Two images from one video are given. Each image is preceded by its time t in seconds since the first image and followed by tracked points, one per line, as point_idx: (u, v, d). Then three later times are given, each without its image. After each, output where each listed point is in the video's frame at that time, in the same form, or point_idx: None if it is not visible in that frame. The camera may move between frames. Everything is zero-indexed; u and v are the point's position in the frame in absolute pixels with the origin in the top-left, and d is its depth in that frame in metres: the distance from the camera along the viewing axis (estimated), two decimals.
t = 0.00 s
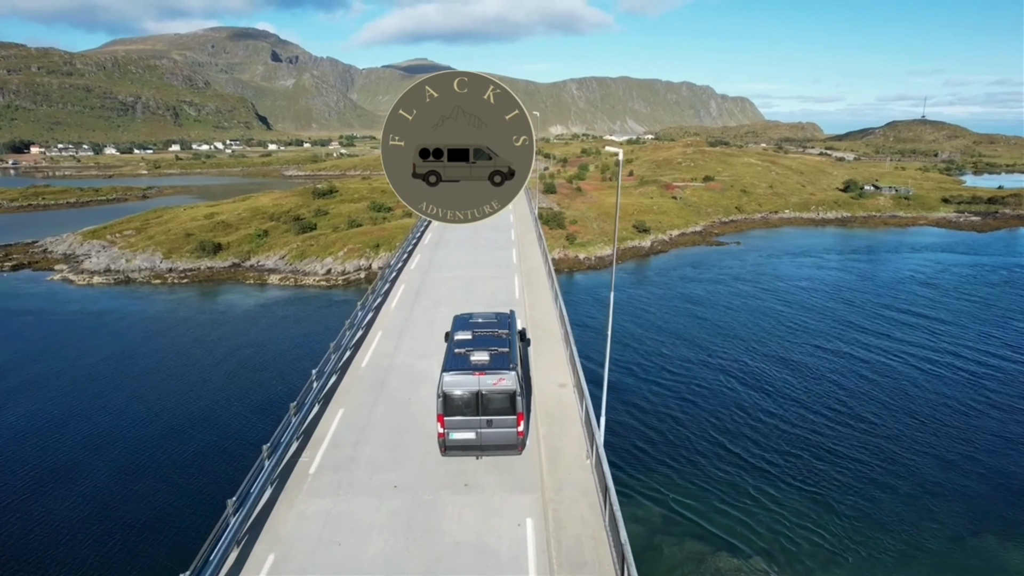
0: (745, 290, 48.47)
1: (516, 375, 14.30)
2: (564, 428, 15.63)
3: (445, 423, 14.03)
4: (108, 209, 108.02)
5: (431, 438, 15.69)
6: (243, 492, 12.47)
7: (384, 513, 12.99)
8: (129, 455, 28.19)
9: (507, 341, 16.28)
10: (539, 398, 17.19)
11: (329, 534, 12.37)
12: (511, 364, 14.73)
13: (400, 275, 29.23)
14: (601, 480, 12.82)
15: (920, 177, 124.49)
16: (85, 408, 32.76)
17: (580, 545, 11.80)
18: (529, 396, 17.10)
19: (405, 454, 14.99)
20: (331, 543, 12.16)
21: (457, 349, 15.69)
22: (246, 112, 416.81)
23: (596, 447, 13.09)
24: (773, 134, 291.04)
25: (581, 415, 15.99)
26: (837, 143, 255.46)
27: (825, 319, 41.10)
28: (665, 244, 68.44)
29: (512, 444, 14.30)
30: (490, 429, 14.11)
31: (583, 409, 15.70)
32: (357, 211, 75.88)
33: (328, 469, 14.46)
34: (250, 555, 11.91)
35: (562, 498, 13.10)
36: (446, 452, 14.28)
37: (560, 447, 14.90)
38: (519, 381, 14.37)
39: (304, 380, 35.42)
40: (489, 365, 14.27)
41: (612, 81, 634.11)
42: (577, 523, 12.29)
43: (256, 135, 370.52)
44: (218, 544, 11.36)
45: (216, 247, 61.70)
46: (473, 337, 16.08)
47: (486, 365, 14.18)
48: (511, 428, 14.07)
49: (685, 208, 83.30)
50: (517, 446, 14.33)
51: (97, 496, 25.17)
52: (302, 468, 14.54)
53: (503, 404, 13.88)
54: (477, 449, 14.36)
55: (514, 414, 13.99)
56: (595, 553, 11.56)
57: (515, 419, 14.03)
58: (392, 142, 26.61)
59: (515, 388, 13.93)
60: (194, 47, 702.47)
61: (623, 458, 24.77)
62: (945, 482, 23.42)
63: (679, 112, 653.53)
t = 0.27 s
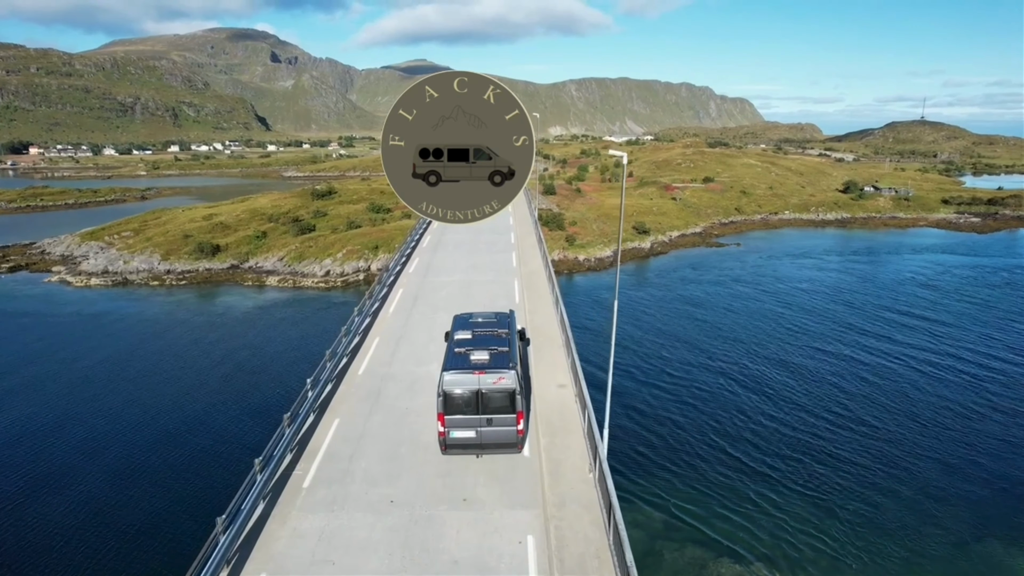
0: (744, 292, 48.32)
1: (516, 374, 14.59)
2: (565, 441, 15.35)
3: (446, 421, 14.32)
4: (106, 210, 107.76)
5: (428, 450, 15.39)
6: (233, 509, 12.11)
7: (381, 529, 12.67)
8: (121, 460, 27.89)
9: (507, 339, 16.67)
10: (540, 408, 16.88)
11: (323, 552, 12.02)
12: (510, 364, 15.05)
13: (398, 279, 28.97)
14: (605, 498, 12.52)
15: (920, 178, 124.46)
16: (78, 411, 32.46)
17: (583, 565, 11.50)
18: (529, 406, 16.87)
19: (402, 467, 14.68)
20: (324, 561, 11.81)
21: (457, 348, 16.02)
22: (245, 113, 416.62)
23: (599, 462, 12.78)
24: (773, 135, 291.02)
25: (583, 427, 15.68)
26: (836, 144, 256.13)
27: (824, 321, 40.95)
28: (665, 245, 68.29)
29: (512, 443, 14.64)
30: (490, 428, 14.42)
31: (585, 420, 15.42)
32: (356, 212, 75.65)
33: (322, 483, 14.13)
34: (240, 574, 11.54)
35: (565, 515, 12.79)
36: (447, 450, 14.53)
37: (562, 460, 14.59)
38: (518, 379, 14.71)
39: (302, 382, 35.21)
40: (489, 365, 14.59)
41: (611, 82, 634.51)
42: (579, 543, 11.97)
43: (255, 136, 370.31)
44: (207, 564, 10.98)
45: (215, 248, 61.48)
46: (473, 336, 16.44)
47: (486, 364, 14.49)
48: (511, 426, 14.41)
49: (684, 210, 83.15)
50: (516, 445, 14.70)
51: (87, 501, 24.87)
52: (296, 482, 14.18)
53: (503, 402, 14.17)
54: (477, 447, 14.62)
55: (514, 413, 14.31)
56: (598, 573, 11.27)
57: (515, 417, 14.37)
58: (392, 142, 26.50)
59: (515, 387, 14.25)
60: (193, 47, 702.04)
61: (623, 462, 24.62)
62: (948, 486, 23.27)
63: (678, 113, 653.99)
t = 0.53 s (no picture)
0: (744, 295, 48.06)
1: (515, 372, 14.81)
2: (568, 457, 14.90)
3: (446, 420, 14.58)
4: (103, 212, 107.37)
5: (425, 465, 14.95)
6: (220, 533, 11.63)
7: (375, 554, 12.17)
8: (109, 465, 27.48)
9: (506, 339, 17.17)
10: (541, 423, 16.43)
11: None
12: (509, 362, 15.32)
13: (395, 285, 28.59)
14: (610, 518, 12.07)
15: (919, 179, 124.40)
16: (69, 416, 32.02)
17: None
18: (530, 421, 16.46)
19: (398, 485, 14.22)
20: None
21: (457, 347, 16.35)
22: (244, 115, 416.21)
23: (604, 481, 12.36)
24: (772, 136, 291.05)
25: (586, 442, 15.26)
26: (835, 145, 256.46)
27: (825, 325, 40.67)
28: (665, 247, 68.08)
29: (512, 440, 14.94)
30: (490, 426, 14.70)
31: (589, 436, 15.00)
32: (355, 214, 75.37)
33: (314, 503, 13.66)
34: None
35: (568, 537, 12.32)
36: (448, 448, 14.85)
37: (564, 477, 14.16)
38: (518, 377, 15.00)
39: (298, 386, 34.87)
40: (489, 363, 14.86)
41: (610, 84, 634.90)
42: (584, 566, 11.50)
43: (254, 137, 369.80)
44: None
45: (212, 250, 61.14)
46: (474, 336, 16.86)
47: (486, 363, 14.75)
48: (511, 424, 14.71)
49: (684, 211, 82.92)
50: (516, 443, 14.97)
51: (78, 508, 24.50)
52: (287, 502, 13.70)
53: (502, 400, 14.44)
54: (477, 445, 14.92)
55: (514, 411, 14.55)
56: None
57: (514, 415, 14.61)
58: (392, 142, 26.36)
59: (515, 385, 14.47)
60: (192, 49, 701.57)
61: (624, 468, 24.34)
62: (952, 492, 23.06)
63: (677, 114, 654.38)
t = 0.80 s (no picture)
0: (743, 297, 47.84)
1: (515, 370, 15.09)
2: (569, 472, 14.53)
3: (447, 417, 14.87)
4: (100, 213, 107.01)
5: (422, 480, 14.58)
6: (208, 554, 11.28)
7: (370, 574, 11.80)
8: (100, 470, 27.15)
9: (506, 337, 17.46)
10: (543, 435, 16.04)
11: None
12: (510, 361, 15.66)
13: (392, 290, 28.27)
14: (615, 539, 11.69)
15: (918, 180, 124.39)
16: (61, 419, 31.73)
17: None
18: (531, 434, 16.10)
19: (394, 501, 13.86)
20: None
21: (458, 345, 16.70)
22: (243, 116, 415.78)
23: (608, 498, 12.02)
24: (771, 137, 290.97)
25: (589, 457, 14.88)
26: (834, 146, 256.56)
27: (824, 328, 40.46)
28: (664, 248, 67.91)
29: (511, 438, 15.17)
30: (490, 423, 14.98)
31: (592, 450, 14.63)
32: (353, 215, 75.13)
33: (308, 519, 13.32)
34: None
35: (571, 557, 11.97)
36: (448, 446, 15.17)
37: (567, 493, 13.80)
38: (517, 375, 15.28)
39: (294, 389, 34.62)
40: (489, 361, 15.17)
41: (609, 85, 635.21)
42: None
43: (253, 138, 369.30)
44: None
45: (210, 252, 60.85)
46: (473, 335, 17.16)
47: (486, 361, 15.05)
48: (511, 422, 14.98)
49: (683, 212, 82.73)
50: (516, 441, 15.20)
51: (72, 514, 24.18)
52: (279, 519, 13.34)
53: (502, 398, 14.74)
54: (478, 442, 15.19)
55: (513, 409, 14.81)
56: None
57: (514, 413, 14.86)
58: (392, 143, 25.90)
59: (514, 383, 14.76)
60: (191, 50, 700.95)
61: (624, 474, 24.11)
62: (955, 495, 22.96)
63: (676, 115, 654.67)
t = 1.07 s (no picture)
0: (742, 301, 47.57)
1: (514, 370, 15.48)
2: (573, 493, 13.96)
3: (447, 416, 15.22)
4: (97, 216, 106.51)
5: (418, 502, 14.01)
6: None
7: None
8: (88, 479, 26.65)
9: (505, 339, 17.94)
10: (544, 453, 15.50)
11: None
12: (509, 361, 16.11)
13: (389, 298, 27.75)
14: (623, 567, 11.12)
15: (917, 183, 124.43)
16: (51, 427, 31.19)
17: None
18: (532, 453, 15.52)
19: (389, 526, 13.26)
20: None
21: (458, 347, 17.12)
22: (241, 118, 415.43)
23: (614, 523, 11.50)
24: (770, 140, 291.19)
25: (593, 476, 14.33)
26: (832, 149, 256.86)
27: (824, 332, 40.22)
28: (664, 252, 67.69)
29: (511, 438, 15.49)
30: (490, 423, 15.32)
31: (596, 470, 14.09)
32: (352, 218, 74.82)
33: (298, 545, 12.70)
34: None
35: None
36: (448, 445, 15.51)
37: (570, 516, 13.26)
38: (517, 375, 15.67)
39: (289, 394, 34.24)
40: (489, 362, 15.59)
41: (607, 87, 636.01)
42: None
43: (251, 141, 368.91)
44: None
45: (207, 255, 60.48)
46: (474, 336, 17.62)
47: (486, 361, 15.47)
48: (511, 421, 15.31)
49: (682, 215, 82.58)
50: (515, 440, 15.51)
51: (63, 525, 23.75)
52: (267, 545, 12.73)
53: (502, 398, 15.09)
54: (478, 442, 15.50)
55: (513, 408, 15.16)
56: None
57: (513, 413, 15.19)
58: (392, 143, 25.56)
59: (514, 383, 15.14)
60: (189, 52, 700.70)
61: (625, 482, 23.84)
62: (960, 504, 22.68)
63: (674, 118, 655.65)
